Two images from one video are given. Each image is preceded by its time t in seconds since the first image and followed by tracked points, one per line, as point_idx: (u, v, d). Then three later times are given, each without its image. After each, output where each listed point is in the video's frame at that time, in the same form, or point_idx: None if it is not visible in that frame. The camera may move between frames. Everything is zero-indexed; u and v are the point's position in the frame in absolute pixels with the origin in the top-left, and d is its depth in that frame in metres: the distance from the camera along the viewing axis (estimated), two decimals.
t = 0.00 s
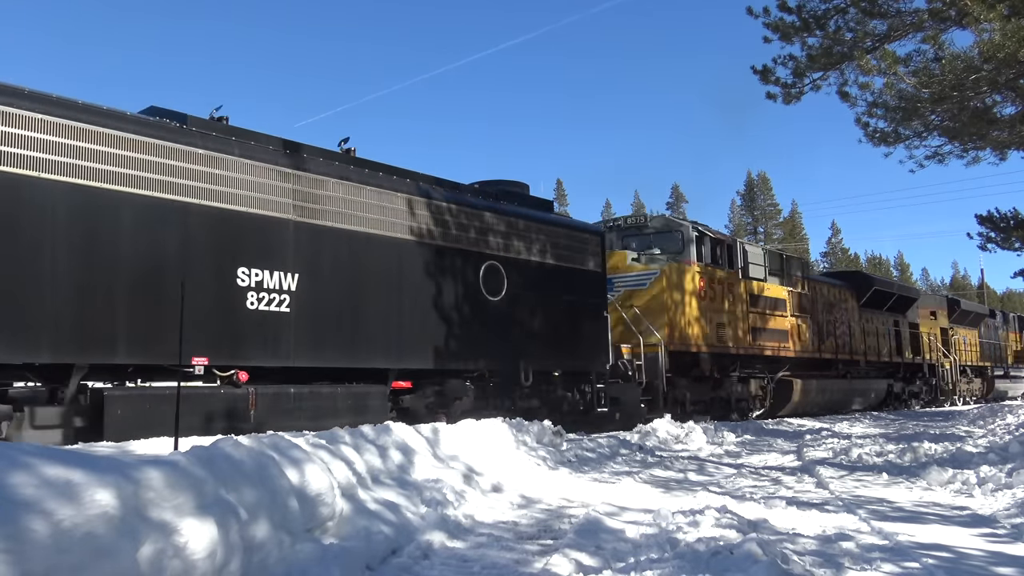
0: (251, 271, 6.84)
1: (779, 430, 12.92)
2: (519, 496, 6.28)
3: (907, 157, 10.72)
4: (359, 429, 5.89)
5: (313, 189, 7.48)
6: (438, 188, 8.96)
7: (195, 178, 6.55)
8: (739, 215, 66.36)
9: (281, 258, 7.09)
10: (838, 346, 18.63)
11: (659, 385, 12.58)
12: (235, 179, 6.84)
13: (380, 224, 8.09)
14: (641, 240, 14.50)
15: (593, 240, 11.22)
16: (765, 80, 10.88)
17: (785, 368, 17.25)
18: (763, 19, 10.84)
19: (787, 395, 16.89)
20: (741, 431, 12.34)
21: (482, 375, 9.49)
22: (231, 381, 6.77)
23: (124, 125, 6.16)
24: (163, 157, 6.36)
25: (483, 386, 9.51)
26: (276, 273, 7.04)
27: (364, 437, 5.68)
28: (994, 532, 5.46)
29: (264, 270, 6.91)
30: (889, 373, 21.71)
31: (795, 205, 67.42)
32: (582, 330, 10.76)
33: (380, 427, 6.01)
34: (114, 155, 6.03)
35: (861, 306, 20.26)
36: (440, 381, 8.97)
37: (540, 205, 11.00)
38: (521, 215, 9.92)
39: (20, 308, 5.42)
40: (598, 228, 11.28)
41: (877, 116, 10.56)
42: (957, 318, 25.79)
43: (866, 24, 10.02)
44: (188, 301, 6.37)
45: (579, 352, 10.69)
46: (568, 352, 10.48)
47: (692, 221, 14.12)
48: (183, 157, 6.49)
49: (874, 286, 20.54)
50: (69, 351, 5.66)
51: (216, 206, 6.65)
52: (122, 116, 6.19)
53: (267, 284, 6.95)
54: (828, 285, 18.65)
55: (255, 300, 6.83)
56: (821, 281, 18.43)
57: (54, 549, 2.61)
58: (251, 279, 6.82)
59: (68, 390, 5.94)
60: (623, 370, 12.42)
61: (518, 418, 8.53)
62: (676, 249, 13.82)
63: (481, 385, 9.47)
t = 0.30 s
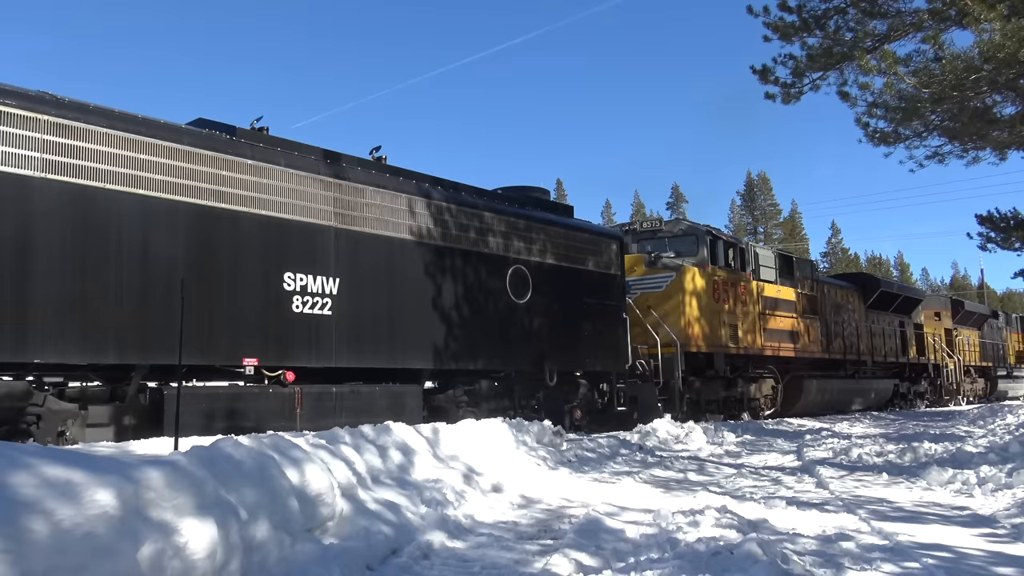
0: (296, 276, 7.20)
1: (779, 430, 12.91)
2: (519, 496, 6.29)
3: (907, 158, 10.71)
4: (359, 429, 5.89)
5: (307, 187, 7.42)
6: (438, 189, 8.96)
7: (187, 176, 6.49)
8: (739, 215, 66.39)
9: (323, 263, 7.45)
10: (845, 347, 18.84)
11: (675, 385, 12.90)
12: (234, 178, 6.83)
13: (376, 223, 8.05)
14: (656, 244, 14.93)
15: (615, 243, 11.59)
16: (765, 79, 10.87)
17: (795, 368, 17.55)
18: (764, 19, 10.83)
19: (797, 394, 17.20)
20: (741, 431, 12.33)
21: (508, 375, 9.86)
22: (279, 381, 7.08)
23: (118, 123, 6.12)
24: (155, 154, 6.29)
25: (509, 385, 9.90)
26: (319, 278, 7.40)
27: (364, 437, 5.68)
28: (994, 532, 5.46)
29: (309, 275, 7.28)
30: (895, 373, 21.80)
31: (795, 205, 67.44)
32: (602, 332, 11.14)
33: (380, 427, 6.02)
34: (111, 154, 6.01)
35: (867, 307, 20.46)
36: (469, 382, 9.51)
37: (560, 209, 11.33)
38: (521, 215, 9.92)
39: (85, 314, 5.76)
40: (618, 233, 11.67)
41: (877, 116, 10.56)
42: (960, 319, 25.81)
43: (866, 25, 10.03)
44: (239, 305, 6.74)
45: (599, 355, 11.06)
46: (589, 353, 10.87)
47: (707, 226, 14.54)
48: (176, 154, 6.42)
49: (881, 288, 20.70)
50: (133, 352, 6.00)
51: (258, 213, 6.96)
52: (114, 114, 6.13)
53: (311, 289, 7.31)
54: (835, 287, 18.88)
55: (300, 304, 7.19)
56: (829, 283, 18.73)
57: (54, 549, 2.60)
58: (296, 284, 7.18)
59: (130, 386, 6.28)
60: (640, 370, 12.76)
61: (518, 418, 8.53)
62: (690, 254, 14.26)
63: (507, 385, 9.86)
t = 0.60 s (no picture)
0: (338, 281, 7.57)
1: (779, 430, 12.91)
2: (519, 496, 6.29)
3: (907, 157, 10.70)
4: (359, 429, 5.89)
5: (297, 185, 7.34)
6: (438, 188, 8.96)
7: (183, 176, 6.47)
8: (739, 215, 66.43)
9: (362, 267, 7.81)
10: (852, 347, 19.01)
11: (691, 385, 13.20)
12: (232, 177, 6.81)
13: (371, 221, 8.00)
14: (671, 247, 15.34)
15: (633, 247, 11.99)
16: (765, 79, 10.87)
17: (803, 368, 17.83)
18: (764, 20, 10.82)
19: (807, 394, 17.48)
20: (741, 431, 12.34)
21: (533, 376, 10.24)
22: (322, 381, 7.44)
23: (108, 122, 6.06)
24: (147, 153, 6.25)
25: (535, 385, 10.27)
26: (358, 282, 7.77)
27: (364, 437, 5.68)
28: (994, 532, 5.46)
29: (348, 280, 7.64)
30: (901, 373, 21.86)
31: (794, 205, 67.46)
32: (620, 333, 11.53)
33: (380, 427, 6.02)
34: (117, 156, 6.05)
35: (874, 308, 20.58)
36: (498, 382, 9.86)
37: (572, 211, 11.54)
38: (521, 215, 9.93)
39: (145, 317, 6.12)
40: (636, 237, 12.06)
41: (877, 116, 10.55)
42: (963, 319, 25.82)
43: (866, 25, 10.04)
44: (287, 307, 7.10)
45: (618, 356, 11.43)
46: (609, 354, 11.26)
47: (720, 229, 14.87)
48: (187, 157, 6.50)
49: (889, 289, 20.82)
50: (191, 353, 6.38)
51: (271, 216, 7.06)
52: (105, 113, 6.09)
53: (352, 292, 7.69)
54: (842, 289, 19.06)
55: (342, 307, 7.57)
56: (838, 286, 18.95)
57: (54, 549, 2.60)
58: (338, 288, 7.55)
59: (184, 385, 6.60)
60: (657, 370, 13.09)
61: (518, 417, 8.52)
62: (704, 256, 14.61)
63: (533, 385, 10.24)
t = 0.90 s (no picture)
0: (377, 285, 7.95)
1: (779, 430, 12.91)
2: (519, 496, 6.29)
3: (907, 157, 10.69)
4: (359, 429, 5.89)
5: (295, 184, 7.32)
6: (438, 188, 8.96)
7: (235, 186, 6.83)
8: (739, 215, 66.45)
9: (398, 272, 8.18)
10: (860, 347, 19.12)
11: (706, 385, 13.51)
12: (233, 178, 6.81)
13: (371, 221, 8.00)
14: (685, 250, 15.55)
15: (651, 250, 12.40)
16: (765, 79, 10.87)
17: (812, 367, 18.03)
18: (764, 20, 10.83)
19: (816, 392, 17.71)
20: (742, 430, 12.33)
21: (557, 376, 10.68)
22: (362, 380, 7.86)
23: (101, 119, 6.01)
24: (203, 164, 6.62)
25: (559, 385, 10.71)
26: (395, 286, 8.15)
27: (364, 437, 5.68)
28: (995, 532, 5.46)
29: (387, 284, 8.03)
30: (906, 373, 21.87)
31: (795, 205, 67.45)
32: (639, 333, 11.91)
33: (380, 427, 6.01)
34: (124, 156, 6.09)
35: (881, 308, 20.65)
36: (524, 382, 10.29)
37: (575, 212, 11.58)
38: (521, 215, 9.93)
39: (203, 319, 6.50)
40: (653, 241, 12.46)
41: (877, 116, 10.54)
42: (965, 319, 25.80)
43: (866, 25, 10.04)
44: (329, 310, 7.49)
45: (636, 355, 11.83)
46: (629, 353, 11.65)
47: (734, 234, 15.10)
48: (236, 167, 6.85)
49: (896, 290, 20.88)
50: (243, 355, 6.76)
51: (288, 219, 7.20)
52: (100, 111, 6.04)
53: (390, 296, 8.08)
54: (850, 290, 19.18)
55: (380, 310, 7.96)
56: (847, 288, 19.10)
57: (54, 550, 2.60)
58: (376, 292, 7.94)
59: (233, 385, 7.03)
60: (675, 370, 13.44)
61: (518, 417, 8.52)
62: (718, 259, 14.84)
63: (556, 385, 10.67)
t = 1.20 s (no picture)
0: (413, 290, 8.32)
1: (779, 430, 12.91)
2: (519, 496, 6.29)
3: (907, 157, 10.68)
4: (359, 429, 5.89)
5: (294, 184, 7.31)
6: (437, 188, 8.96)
7: (281, 194, 7.19)
8: (739, 215, 66.48)
9: (432, 276, 8.56)
10: (868, 347, 19.22)
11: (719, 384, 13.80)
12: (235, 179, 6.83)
13: (373, 221, 8.01)
14: (697, 253, 15.62)
15: (667, 254, 12.81)
16: (765, 80, 10.87)
17: (821, 367, 18.16)
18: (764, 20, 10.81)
19: (824, 391, 17.86)
20: (742, 430, 12.33)
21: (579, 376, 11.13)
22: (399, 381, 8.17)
23: (99, 119, 6.01)
24: (251, 174, 6.97)
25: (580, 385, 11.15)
26: (429, 290, 8.52)
27: (364, 437, 5.68)
28: (994, 532, 5.46)
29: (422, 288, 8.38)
30: (911, 373, 21.86)
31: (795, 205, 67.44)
32: (656, 333, 12.30)
33: (380, 427, 6.01)
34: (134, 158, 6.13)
35: (886, 309, 20.70)
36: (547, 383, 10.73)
37: (579, 214, 11.76)
38: (521, 215, 9.93)
39: (255, 322, 6.85)
40: (669, 246, 12.86)
41: (877, 116, 10.54)
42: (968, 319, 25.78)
43: (866, 25, 10.05)
44: (369, 311, 7.86)
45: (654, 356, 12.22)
46: (647, 353, 12.05)
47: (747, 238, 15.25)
48: (281, 176, 7.21)
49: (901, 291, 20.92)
50: (291, 355, 7.12)
51: (312, 221, 7.41)
52: (95, 111, 6.02)
53: (424, 299, 8.44)
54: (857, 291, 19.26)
55: (416, 312, 8.32)
56: (855, 289, 19.19)
57: (54, 549, 2.60)
58: (412, 296, 8.30)
59: (279, 385, 7.33)
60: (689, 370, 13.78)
61: (518, 417, 8.52)
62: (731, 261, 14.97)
63: (578, 385, 11.11)
